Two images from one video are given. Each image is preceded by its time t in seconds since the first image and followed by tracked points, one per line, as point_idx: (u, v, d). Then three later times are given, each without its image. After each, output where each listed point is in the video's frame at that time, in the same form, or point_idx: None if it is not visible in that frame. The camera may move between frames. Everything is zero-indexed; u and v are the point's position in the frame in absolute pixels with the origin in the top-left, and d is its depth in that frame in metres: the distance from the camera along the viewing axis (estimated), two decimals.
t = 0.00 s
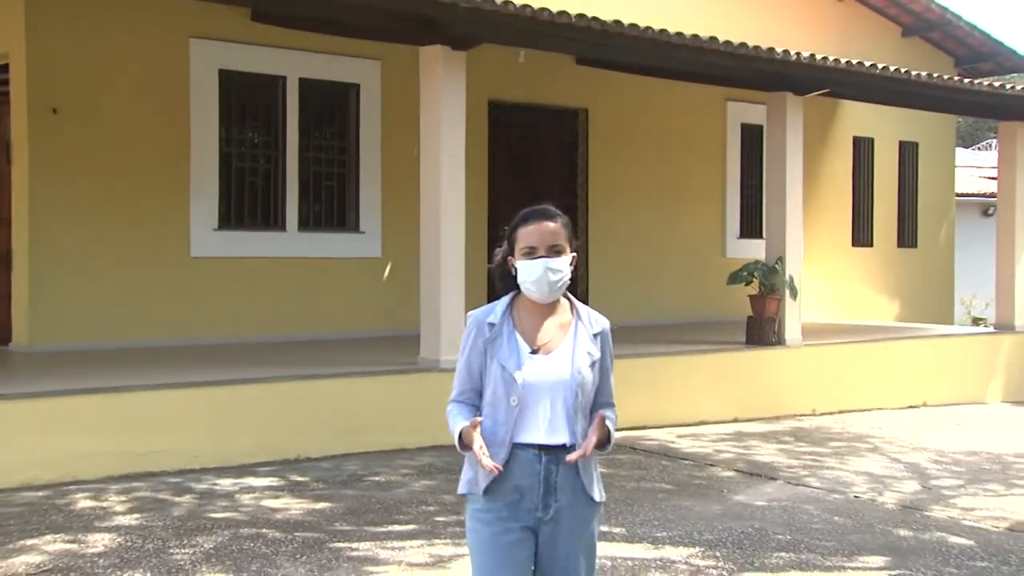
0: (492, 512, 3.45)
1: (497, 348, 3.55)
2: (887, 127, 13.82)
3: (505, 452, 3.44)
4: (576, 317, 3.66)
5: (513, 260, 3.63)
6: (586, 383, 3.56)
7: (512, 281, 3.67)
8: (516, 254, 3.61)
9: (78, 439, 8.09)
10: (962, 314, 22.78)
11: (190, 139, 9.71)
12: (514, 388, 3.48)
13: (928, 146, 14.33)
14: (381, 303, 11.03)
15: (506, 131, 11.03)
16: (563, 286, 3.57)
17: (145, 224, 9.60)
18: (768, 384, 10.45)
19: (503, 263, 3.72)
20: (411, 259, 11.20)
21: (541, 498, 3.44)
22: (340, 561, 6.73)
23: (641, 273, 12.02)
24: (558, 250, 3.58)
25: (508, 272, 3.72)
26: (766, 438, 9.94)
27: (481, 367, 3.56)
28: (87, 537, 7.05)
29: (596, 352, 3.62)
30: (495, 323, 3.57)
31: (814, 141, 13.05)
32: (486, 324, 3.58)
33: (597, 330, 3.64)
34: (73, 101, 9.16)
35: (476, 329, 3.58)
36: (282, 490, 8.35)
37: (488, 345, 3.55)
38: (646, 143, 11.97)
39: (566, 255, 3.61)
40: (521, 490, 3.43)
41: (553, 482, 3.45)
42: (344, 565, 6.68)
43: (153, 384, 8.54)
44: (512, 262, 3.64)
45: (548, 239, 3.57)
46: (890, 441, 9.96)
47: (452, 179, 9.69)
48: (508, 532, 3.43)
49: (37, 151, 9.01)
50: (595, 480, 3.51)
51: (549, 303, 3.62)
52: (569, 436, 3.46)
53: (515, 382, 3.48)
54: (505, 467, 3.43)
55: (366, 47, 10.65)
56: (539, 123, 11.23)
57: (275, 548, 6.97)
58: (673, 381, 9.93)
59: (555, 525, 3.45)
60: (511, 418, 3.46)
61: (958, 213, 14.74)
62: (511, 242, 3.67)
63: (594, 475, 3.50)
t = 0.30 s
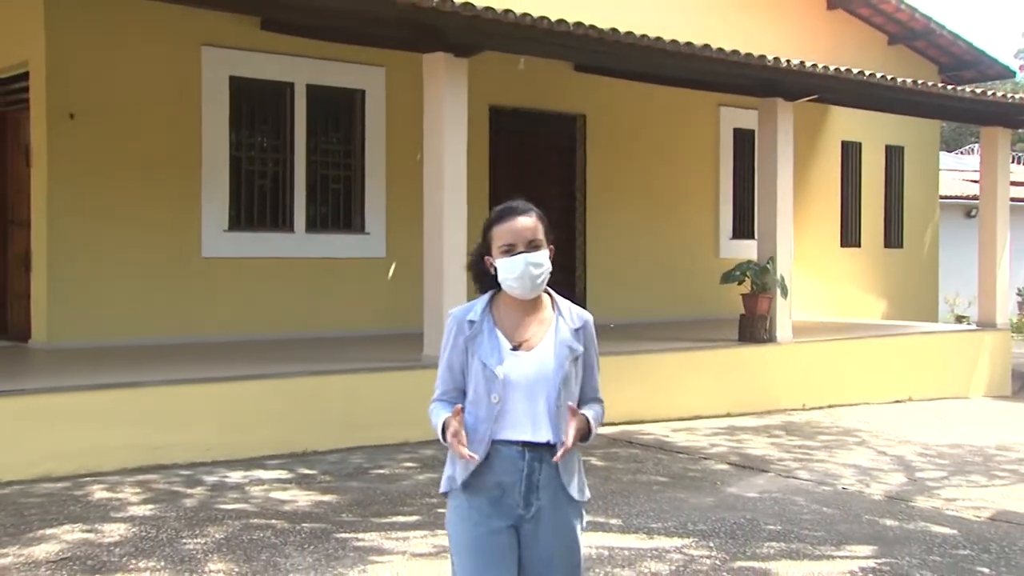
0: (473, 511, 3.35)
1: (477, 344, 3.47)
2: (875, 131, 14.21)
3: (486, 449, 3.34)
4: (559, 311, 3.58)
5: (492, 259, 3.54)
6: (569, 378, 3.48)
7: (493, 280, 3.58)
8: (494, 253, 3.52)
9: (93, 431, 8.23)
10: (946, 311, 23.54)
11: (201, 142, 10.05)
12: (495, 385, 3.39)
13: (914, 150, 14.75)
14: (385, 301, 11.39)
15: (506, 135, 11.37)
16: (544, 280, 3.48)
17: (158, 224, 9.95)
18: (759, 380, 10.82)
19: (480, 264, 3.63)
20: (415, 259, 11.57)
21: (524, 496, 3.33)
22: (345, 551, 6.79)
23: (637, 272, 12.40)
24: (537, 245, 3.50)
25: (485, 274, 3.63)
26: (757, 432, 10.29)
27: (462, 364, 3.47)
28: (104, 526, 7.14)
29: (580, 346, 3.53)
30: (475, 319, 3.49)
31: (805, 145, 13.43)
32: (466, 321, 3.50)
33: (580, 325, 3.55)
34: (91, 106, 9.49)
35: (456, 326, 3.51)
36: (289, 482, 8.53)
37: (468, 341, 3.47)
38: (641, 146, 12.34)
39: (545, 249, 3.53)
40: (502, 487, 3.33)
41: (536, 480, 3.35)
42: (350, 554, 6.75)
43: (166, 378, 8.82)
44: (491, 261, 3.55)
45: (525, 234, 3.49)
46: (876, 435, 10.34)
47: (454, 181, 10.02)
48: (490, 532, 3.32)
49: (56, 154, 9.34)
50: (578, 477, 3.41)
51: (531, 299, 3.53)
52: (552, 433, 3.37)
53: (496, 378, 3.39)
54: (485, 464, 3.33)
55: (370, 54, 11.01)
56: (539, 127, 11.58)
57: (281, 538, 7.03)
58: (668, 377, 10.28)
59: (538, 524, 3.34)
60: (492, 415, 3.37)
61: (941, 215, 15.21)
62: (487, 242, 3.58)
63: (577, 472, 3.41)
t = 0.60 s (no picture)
0: (468, 510, 3.35)
1: (470, 342, 3.49)
2: (864, 135, 14.59)
3: (481, 446, 3.36)
4: (548, 308, 3.64)
5: (479, 258, 3.54)
6: (560, 374, 3.55)
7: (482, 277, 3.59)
8: (481, 253, 3.51)
9: (110, 426, 8.57)
10: (931, 310, 23.94)
11: (212, 146, 10.43)
12: (490, 382, 3.45)
13: (903, 153, 15.15)
14: (389, 299, 11.78)
15: (507, 140, 11.74)
16: (526, 285, 3.47)
17: (171, 225, 10.31)
18: (751, 376, 11.19)
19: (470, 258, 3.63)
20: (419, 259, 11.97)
21: (518, 492, 3.36)
22: (352, 541, 7.06)
23: (633, 272, 12.79)
24: (522, 249, 3.47)
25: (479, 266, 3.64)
26: (750, 426, 10.65)
27: (455, 361, 3.50)
28: (120, 517, 7.44)
29: (569, 342, 3.61)
30: (468, 317, 3.51)
31: (797, 148, 13.80)
32: (459, 318, 3.52)
33: (569, 320, 3.63)
34: (107, 113, 9.86)
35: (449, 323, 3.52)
36: (298, 475, 8.84)
37: (462, 338, 3.49)
38: (638, 150, 12.72)
39: (530, 253, 3.50)
40: (497, 483, 3.35)
41: (530, 476, 3.38)
42: (356, 545, 7.01)
43: (178, 374, 9.15)
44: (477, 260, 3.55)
45: (510, 239, 3.46)
46: (864, 429, 10.71)
47: (457, 184, 10.37)
48: (485, 529, 3.34)
49: (73, 159, 9.69)
50: (572, 471, 3.45)
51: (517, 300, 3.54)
52: (545, 429, 3.42)
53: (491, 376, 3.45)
54: (480, 460, 3.36)
55: (376, 62, 11.40)
56: (538, 132, 11.95)
57: (291, 528, 7.37)
58: (664, 374, 10.62)
59: (534, 520, 3.37)
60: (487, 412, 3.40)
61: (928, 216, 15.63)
62: (477, 239, 3.57)
63: (571, 466, 3.44)
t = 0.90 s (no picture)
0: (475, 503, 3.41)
1: (479, 339, 3.53)
2: (854, 139, 14.97)
3: (488, 442, 3.42)
4: (558, 307, 3.67)
5: (491, 258, 3.58)
6: (568, 372, 3.57)
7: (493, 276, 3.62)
8: (494, 252, 3.55)
9: (125, 421, 8.89)
10: (918, 309, 24.28)
11: (223, 151, 10.78)
12: (498, 378, 3.48)
13: (892, 156, 15.54)
14: (392, 299, 12.14)
15: (508, 144, 12.10)
16: (540, 283, 3.53)
17: (183, 227, 10.66)
18: (744, 373, 11.56)
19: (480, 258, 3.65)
20: (421, 260, 12.34)
21: (524, 486, 3.42)
22: (358, 532, 7.28)
23: (630, 272, 13.15)
24: (536, 248, 3.52)
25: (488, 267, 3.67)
26: (744, 421, 11.01)
27: (464, 359, 3.55)
28: (134, 508, 7.67)
29: (578, 341, 3.64)
30: (478, 315, 3.54)
31: (789, 152, 14.16)
32: (468, 317, 3.55)
33: (579, 320, 3.65)
34: (123, 120, 10.22)
35: (459, 322, 3.55)
36: (305, 469, 9.14)
37: (471, 336, 3.53)
38: (635, 154, 13.08)
39: (544, 251, 3.55)
40: (503, 478, 3.41)
41: (536, 471, 3.43)
42: (362, 536, 7.22)
43: (190, 371, 9.46)
44: (490, 259, 3.59)
45: (524, 238, 3.50)
46: (852, 425, 11.08)
47: (459, 188, 10.71)
48: (491, 522, 3.39)
49: (88, 163, 10.02)
50: (578, 467, 3.48)
51: (528, 298, 3.59)
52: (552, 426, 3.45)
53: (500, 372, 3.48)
54: (486, 456, 3.41)
55: (382, 69, 11.75)
56: (538, 137, 12.30)
57: (298, 520, 7.57)
58: (662, 372, 10.94)
59: (539, 514, 3.42)
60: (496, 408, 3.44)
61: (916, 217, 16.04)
62: (488, 239, 3.61)
63: (578, 462, 3.47)
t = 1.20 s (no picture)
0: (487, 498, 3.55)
1: (490, 337, 3.70)
2: (845, 143, 15.35)
3: (500, 438, 3.57)
4: (567, 305, 3.83)
5: (504, 257, 3.73)
6: (576, 369, 3.75)
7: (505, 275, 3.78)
8: (506, 251, 3.70)
9: (140, 416, 9.22)
10: (906, 308, 24.64)
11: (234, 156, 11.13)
12: (509, 374, 3.66)
13: (882, 159, 15.92)
14: (396, 297, 12.50)
15: (509, 147, 12.44)
16: (551, 281, 3.69)
17: (194, 228, 11.00)
18: (738, 370, 11.90)
19: (493, 257, 3.82)
20: (424, 260, 12.71)
21: (535, 482, 3.55)
22: (364, 525, 7.61)
23: (628, 272, 13.51)
24: (547, 247, 3.67)
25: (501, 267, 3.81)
26: (737, 417, 11.36)
27: (476, 356, 3.70)
28: (149, 501, 8.01)
29: (587, 340, 3.81)
30: (489, 313, 3.71)
31: (782, 155, 14.52)
32: (480, 315, 3.72)
33: (587, 319, 3.81)
34: (138, 127, 10.60)
35: (471, 320, 3.72)
36: (314, 463, 9.49)
37: (483, 334, 3.70)
38: (632, 157, 13.44)
39: (555, 250, 3.70)
40: (514, 473, 3.55)
41: (546, 466, 3.57)
42: (367, 528, 7.55)
43: (202, 369, 9.79)
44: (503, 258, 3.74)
45: (536, 237, 3.66)
46: (843, 420, 11.43)
47: (463, 191, 11.06)
48: (504, 516, 3.53)
49: (104, 167, 10.38)
50: (588, 462, 3.61)
51: (540, 296, 3.75)
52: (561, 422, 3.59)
53: (510, 368, 3.66)
54: (498, 452, 3.56)
55: (387, 75, 12.11)
56: (538, 140, 12.65)
57: (307, 513, 7.91)
58: (658, 369, 11.29)
59: (550, 508, 3.55)
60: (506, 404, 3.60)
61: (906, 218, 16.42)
62: (501, 238, 3.76)
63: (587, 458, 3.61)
